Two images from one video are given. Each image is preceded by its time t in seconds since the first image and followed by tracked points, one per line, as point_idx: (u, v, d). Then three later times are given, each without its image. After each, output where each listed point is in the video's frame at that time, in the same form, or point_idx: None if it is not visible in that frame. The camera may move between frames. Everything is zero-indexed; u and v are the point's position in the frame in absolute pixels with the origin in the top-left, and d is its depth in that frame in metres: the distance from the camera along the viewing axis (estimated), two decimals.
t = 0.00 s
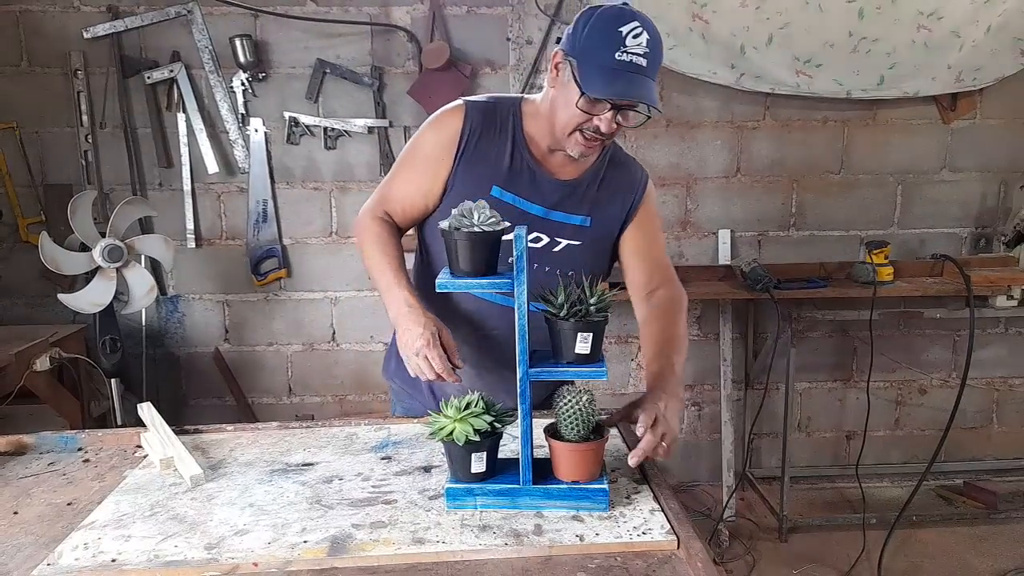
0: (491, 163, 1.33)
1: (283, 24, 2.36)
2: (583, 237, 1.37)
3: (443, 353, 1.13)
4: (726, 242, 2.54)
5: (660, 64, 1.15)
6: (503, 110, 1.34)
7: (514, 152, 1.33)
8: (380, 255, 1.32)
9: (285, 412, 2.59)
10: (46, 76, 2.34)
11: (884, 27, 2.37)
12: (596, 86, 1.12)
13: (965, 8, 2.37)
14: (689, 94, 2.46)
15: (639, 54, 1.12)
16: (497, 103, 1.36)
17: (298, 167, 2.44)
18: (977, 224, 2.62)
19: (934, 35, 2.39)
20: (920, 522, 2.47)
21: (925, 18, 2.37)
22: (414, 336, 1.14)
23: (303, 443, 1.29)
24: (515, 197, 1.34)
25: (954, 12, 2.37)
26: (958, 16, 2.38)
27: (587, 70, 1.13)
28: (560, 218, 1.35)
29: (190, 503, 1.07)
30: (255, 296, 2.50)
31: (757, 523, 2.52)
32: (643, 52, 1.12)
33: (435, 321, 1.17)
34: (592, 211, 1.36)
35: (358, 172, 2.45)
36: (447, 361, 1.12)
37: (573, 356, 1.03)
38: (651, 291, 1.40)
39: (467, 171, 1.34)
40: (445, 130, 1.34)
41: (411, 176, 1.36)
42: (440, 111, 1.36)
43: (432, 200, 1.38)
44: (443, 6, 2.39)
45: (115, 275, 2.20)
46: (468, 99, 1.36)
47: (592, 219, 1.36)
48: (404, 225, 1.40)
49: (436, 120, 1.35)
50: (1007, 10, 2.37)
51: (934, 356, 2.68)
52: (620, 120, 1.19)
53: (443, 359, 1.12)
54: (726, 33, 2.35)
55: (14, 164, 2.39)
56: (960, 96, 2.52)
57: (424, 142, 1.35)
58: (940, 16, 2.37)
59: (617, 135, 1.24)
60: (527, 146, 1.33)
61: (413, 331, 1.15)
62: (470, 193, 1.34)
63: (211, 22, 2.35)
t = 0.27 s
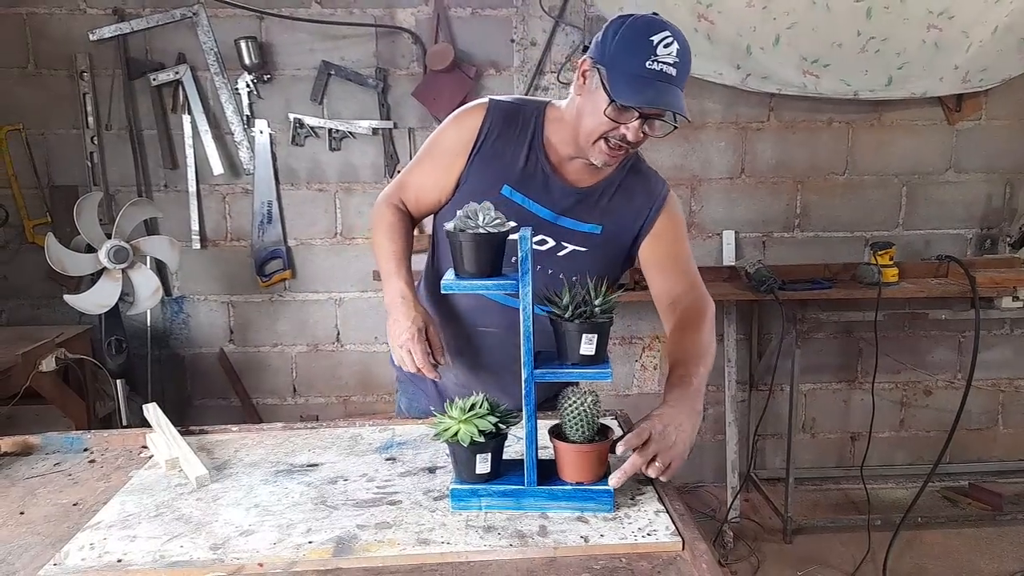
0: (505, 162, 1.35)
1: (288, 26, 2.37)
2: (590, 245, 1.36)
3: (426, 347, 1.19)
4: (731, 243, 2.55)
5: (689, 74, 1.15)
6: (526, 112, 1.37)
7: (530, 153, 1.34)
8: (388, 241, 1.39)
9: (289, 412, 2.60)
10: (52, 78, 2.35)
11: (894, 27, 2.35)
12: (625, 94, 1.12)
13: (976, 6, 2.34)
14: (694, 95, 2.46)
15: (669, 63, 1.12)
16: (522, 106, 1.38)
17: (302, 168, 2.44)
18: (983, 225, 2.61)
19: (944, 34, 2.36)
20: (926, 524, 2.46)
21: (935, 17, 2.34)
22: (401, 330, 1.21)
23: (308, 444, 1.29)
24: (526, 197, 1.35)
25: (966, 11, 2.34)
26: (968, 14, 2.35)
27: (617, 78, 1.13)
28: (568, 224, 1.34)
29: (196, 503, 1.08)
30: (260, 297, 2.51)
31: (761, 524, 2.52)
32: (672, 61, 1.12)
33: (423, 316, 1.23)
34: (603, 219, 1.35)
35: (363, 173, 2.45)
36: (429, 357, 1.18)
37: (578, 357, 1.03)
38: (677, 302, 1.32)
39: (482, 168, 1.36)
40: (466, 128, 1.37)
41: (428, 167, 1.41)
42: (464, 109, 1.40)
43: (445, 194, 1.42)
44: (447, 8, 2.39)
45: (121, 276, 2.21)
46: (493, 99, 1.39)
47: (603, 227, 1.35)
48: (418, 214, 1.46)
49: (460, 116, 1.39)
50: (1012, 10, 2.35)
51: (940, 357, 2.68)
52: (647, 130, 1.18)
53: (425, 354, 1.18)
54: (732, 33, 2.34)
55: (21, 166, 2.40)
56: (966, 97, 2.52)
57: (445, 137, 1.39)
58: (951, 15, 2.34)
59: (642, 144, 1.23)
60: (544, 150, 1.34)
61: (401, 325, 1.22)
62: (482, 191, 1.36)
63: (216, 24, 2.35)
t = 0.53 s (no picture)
0: (506, 160, 1.35)
1: (286, 24, 2.36)
2: (588, 246, 1.35)
3: (410, 341, 1.21)
4: (729, 242, 2.54)
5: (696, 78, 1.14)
6: (531, 111, 1.37)
7: (533, 152, 1.34)
8: (385, 233, 1.41)
9: (287, 410, 2.60)
10: (49, 76, 2.35)
11: (896, 23, 2.33)
12: (633, 97, 1.12)
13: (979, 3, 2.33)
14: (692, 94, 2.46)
15: (676, 66, 1.11)
16: (528, 105, 1.38)
17: (300, 166, 2.44)
18: (981, 224, 2.62)
19: (947, 32, 2.35)
20: (922, 522, 2.46)
21: (938, 15, 2.33)
22: (386, 323, 1.23)
23: (304, 443, 1.29)
24: (526, 196, 1.35)
25: (967, 9, 2.33)
26: (971, 13, 2.34)
27: (624, 80, 1.13)
28: (566, 223, 1.34)
29: (192, 502, 1.07)
30: (258, 296, 2.51)
31: (759, 523, 2.52)
32: (680, 64, 1.12)
33: (410, 312, 1.25)
34: (603, 220, 1.34)
35: (361, 171, 2.45)
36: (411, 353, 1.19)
37: (576, 356, 1.03)
38: (680, 307, 1.31)
39: (483, 165, 1.36)
40: (469, 125, 1.38)
41: (431, 163, 1.42)
42: (469, 106, 1.40)
43: (445, 190, 1.43)
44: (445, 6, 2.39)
45: (117, 274, 2.20)
46: (499, 97, 1.40)
47: (602, 229, 1.34)
48: (418, 208, 1.47)
49: (465, 113, 1.40)
50: (1015, 8, 2.33)
51: (937, 356, 2.68)
52: (653, 134, 1.18)
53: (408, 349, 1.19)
54: (733, 31, 2.32)
55: (18, 164, 2.40)
56: (964, 96, 2.52)
57: (449, 133, 1.40)
58: (953, 13, 2.33)
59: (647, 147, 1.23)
60: (547, 149, 1.34)
61: (388, 318, 1.23)
62: (483, 188, 1.37)
63: (214, 21, 2.35)
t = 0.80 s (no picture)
0: (507, 160, 1.35)
1: (285, 23, 2.36)
2: (590, 246, 1.35)
3: (414, 344, 1.21)
4: (728, 241, 2.54)
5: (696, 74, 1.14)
6: (531, 111, 1.36)
7: (533, 153, 1.34)
8: (387, 235, 1.40)
9: (286, 410, 2.60)
10: (47, 75, 2.35)
11: (898, 21, 2.31)
12: (633, 93, 1.12)
13: None
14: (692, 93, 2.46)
15: (677, 62, 1.11)
16: (528, 105, 1.38)
17: (299, 166, 2.44)
18: (980, 223, 2.61)
19: (949, 29, 2.32)
20: (922, 521, 2.46)
21: (939, 12, 2.31)
22: (390, 325, 1.23)
23: (303, 443, 1.29)
24: (527, 196, 1.34)
25: (969, 6, 2.30)
26: (974, 10, 2.30)
27: (623, 76, 1.12)
28: (567, 224, 1.34)
29: (191, 502, 1.07)
30: (257, 295, 2.51)
31: (758, 522, 2.52)
32: (680, 61, 1.11)
33: (414, 313, 1.25)
34: (604, 220, 1.34)
35: (360, 171, 2.45)
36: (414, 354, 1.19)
37: (574, 356, 1.03)
38: (679, 307, 1.31)
39: (484, 166, 1.36)
40: (469, 125, 1.38)
41: (431, 164, 1.41)
42: (469, 106, 1.40)
43: (446, 191, 1.43)
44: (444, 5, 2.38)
45: (116, 274, 2.20)
46: (499, 98, 1.39)
47: (604, 229, 1.34)
48: (419, 209, 1.47)
49: (465, 114, 1.40)
50: (1018, 5, 2.30)
51: (937, 355, 2.68)
52: (654, 131, 1.17)
53: (411, 350, 1.19)
54: (733, 29, 2.31)
55: (17, 163, 2.39)
56: (963, 94, 2.51)
57: (449, 134, 1.40)
58: (955, 9, 2.31)
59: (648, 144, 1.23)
60: (547, 149, 1.34)
61: (391, 320, 1.24)
62: (484, 189, 1.37)
63: (212, 20, 2.35)
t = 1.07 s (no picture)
0: (507, 156, 1.35)
1: (284, 19, 2.36)
2: (590, 241, 1.36)
3: (417, 339, 1.22)
4: (727, 237, 2.54)
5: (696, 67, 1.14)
6: (532, 107, 1.36)
7: (533, 148, 1.34)
8: (388, 231, 1.40)
9: (286, 406, 2.60)
10: (45, 71, 2.34)
11: (899, 15, 2.32)
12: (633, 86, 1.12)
13: None
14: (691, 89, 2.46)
15: (677, 56, 1.11)
16: (528, 100, 1.38)
17: (298, 162, 2.43)
18: (979, 219, 2.62)
19: (951, 24, 2.33)
20: (919, 516, 2.47)
21: (941, 7, 2.32)
22: (392, 320, 1.24)
23: (302, 438, 1.29)
24: (528, 191, 1.35)
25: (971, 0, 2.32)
26: (975, 6, 2.32)
27: (624, 70, 1.13)
28: (567, 219, 1.34)
29: (189, 498, 1.08)
30: (256, 291, 2.51)
31: (756, 517, 2.53)
32: (680, 54, 1.11)
33: (416, 309, 1.25)
34: (605, 215, 1.34)
35: (359, 167, 2.45)
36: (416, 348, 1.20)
37: (572, 351, 1.03)
38: (678, 302, 1.31)
39: (485, 162, 1.36)
40: (470, 121, 1.38)
41: (432, 159, 1.41)
42: (469, 102, 1.40)
43: (447, 187, 1.43)
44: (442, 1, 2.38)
45: (115, 270, 2.20)
46: (499, 93, 1.39)
47: (604, 224, 1.35)
48: (419, 205, 1.47)
49: (465, 110, 1.39)
50: None
51: (935, 351, 2.68)
52: (655, 125, 1.17)
53: (414, 345, 1.20)
54: (732, 23, 2.31)
55: (15, 159, 2.39)
56: (962, 89, 2.51)
57: (450, 130, 1.40)
58: (957, 4, 2.32)
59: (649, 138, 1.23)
60: (548, 144, 1.34)
61: (394, 315, 1.24)
62: (484, 184, 1.37)
63: (211, 16, 2.34)
